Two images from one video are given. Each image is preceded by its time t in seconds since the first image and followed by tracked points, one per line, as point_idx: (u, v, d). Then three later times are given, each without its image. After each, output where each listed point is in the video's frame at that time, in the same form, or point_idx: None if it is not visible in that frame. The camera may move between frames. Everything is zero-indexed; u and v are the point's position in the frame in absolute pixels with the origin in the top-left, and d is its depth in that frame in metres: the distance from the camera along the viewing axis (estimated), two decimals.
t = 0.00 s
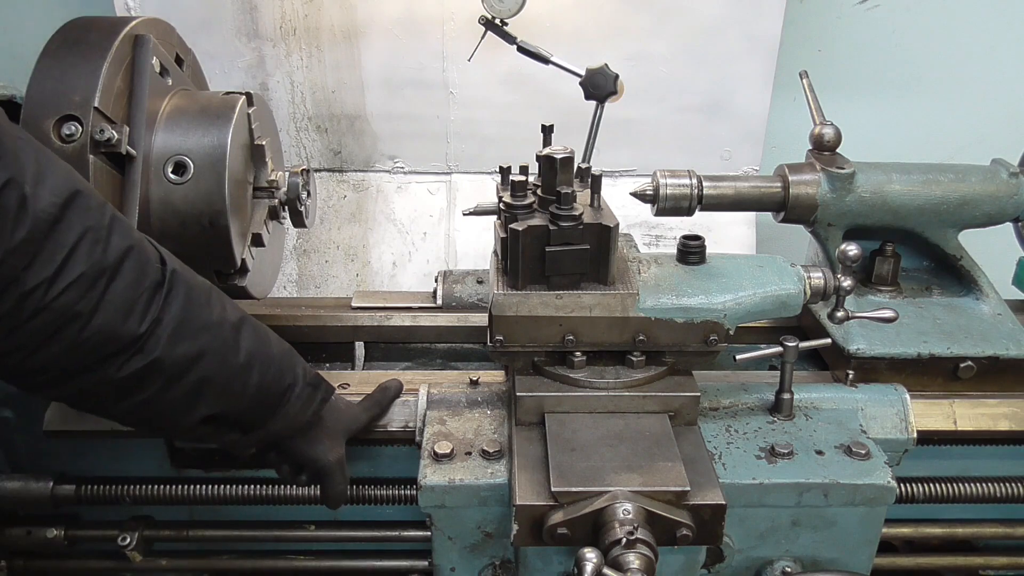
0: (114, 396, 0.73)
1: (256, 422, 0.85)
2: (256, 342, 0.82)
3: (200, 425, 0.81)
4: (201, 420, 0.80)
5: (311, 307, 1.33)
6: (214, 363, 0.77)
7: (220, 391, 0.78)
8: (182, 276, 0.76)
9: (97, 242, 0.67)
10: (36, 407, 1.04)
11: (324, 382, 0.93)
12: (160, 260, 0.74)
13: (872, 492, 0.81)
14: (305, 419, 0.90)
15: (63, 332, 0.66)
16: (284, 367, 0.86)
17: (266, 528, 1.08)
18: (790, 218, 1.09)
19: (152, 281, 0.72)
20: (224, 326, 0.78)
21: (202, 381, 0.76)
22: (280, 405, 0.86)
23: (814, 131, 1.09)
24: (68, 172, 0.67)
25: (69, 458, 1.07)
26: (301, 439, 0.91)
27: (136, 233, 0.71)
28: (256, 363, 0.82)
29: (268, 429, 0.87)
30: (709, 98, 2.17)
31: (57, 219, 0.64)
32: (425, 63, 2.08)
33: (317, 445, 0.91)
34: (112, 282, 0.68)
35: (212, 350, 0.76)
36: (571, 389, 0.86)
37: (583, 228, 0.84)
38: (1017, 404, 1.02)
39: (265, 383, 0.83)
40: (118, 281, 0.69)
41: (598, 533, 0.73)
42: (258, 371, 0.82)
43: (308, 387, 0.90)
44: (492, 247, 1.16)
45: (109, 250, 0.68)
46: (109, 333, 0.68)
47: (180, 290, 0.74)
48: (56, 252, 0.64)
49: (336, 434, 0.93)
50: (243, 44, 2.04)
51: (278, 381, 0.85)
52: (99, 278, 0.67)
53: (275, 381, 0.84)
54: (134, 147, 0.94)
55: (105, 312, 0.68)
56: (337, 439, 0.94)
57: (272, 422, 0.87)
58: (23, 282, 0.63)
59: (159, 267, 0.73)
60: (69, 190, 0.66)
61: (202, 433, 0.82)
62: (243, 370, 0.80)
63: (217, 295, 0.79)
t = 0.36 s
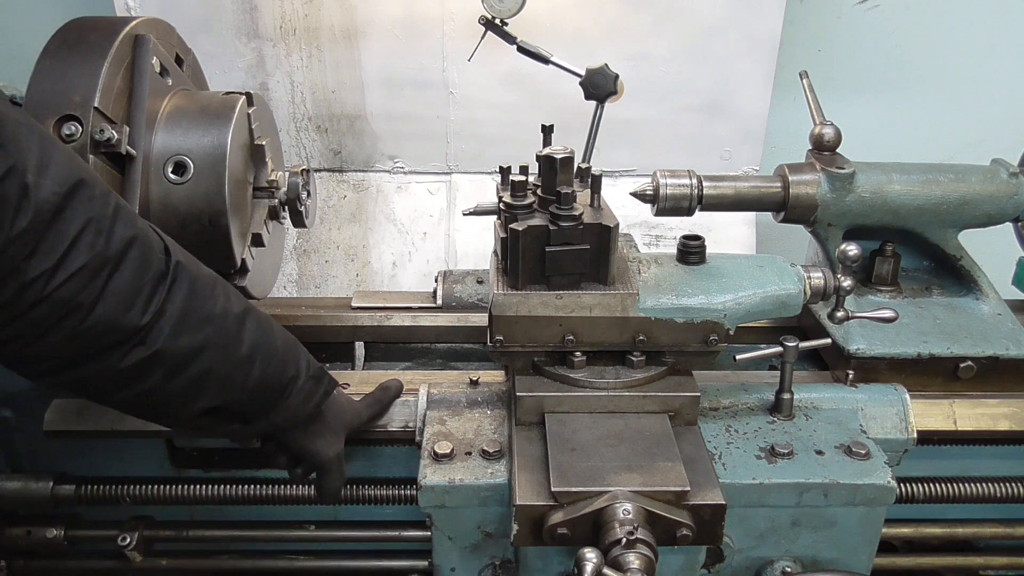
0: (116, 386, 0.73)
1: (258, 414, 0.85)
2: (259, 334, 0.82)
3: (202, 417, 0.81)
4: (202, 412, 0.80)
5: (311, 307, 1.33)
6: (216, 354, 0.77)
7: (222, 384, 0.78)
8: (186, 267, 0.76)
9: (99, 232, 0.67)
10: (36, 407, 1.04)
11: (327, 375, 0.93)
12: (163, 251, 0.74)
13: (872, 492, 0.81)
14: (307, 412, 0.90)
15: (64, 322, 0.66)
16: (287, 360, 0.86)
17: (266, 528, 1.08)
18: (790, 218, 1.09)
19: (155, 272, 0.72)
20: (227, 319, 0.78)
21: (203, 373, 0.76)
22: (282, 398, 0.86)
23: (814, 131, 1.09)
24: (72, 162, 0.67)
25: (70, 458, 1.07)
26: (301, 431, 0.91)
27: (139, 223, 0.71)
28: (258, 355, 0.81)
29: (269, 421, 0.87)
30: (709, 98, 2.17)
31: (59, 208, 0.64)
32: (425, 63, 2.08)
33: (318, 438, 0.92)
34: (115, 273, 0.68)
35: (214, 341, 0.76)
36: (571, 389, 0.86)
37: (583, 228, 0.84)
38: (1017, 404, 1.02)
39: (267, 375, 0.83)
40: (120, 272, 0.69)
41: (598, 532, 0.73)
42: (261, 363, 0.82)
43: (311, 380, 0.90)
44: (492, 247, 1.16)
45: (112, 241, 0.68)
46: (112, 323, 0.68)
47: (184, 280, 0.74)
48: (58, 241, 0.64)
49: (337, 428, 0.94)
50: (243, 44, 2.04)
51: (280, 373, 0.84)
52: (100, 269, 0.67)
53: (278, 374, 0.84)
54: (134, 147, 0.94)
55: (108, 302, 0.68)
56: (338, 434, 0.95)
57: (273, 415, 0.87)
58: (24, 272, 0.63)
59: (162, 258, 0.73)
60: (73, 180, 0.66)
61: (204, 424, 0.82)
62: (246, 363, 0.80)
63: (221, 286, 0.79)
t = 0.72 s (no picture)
0: (94, 394, 0.66)
1: (245, 421, 0.79)
2: (248, 342, 0.75)
3: (187, 422, 0.74)
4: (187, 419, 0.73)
5: (311, 307, 1.33)
6: (202, 362, 0.70)
7: (210, 392, 0.72)
8: (167, 273, 0.68)
9: (84, 236, 0.61)
10: (36, 407, 1.05)
11: (318, 379, 0.87)
12: (145, 256, 0.66)
13: (872, 492, 0.81)
14: (298, 414, 0.85)
15: (41, 328, 0.60)
16: (274, 366, 0.79)
17: (267, 528, 1.08)
18: (789, 218, 1.09)
19: (137, 280, 0.65)
20: (217, 325, 0.71)
21: (189, 382, 0.70)
22: (270, 404, 0.80)
23: (814, 131, 1.09)
24: (58, 164, 0.61)
25: (70, 459, 1.07)
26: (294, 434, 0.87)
27: (122, 227, 0.65)
28: (247, 364, 0.75)
29: (256, 429, 0.81)
30: (709, 98, 2.17)
31: (42, 211, 0.59)
32: (425, 63, 2.08)
33: (321, 436, 0.89)
34: (95, 281, 0.62)
35: (200, 350, 0.70)
36: (571, 388, 0.86)
37: (583, 228, 0.84)
38: (1017, 404, 1.02)
39: (256, 384, 0.77)
40: (102, 280, 0.62)
41: (598, 532, 0.73)
42: (247, 371, 0.75)
43: (300, 387, 0.84)
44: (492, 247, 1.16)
45: (98, 245, 0.62)
46: (94, 331, 0.62)
47: (168, 288, 0.67)
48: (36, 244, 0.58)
49: (337, 422, 0.92)
50: (243, 44, 2.04)
51: (268, 381, 0.78)
52: (84, 274, 0.61)
53: (266, 380, 0.78)
54: (134, 147, 0.94)
55: (86, 310, 0.61)
56: (338, 427, 0.92)
57: (262, 421, 0.81)
58: None
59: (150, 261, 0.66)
60: (59, 185, 0.60)
61: (189, 429, 0.75)
62: (237, 371, 0.74)
63: (205, 293, 0.72)
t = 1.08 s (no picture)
0: None
1: (116, 488, 0.78)
2: (117, 406, 0.76)
3: (55, 488, 0.75)
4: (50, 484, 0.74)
5: (311, 307, 1.33)
6: (61, 424, 0.71)
7: (67, 455, 0.72)
8: (31, 334, 0.70)
9: None
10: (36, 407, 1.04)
11: (202, 445, 0.87)
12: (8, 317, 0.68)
13: (872, 492, 0.81)
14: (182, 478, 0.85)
15: None
16: (150, 435, 0.79)
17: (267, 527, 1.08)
18: (790, 218, 1.09)
19: None
20: (77, 387, 0.72)
21: (44, 445, 0.71)
22: (142, 475, 0.80)
23: (814, 131, 1.09)
24: None
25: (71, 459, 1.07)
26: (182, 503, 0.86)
27: None
28: (114, 431, 0.76)
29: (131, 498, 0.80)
30: (709, 98, 2.17)
31: None
32: (425, 63, 2.08)
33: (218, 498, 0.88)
34: None
35: (60, 414, 0.71)
36: (571, 389, 0.86)
37: (583, 228, 0.84)
38: (1017, 404, 1.02)
39: (125, 451, 0.77)
40: None
41: (598, 532, 0.73)
42: (113, 438, 0.75)
43: (180, 453, 0.85)
44: (492, 247, 1.16)
45: None
46: None
47: (29, 353, 0.69)
48: None
49: (234, 484, 0.89)
50: (243, 44, 2.04)
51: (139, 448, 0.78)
52: None
53: (136, 449, 0.78)
54: (134, 147, 0.94)
55: None
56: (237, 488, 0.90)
57: (133, 492, 0.80)
58: None
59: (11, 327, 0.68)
60: None
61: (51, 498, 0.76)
62: (96, 438, 0.74)
63: (70, 357, 0.73)
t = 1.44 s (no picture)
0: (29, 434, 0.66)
1: (195, 455, 0.75)
2: (188, 375, 0.72)
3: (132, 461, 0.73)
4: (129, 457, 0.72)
5: (311, 307, 1.33)
6: (129, 398, 0.67)
7: (142, 429, 0.69)
8: (91, 305, 0.67)
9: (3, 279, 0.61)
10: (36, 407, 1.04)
11: (276, 409, 0.83)
12: (68, 292, 0.65)
13: (872, 492, 0.81)
14: (262, 443, 0.81)
15: None
16: (223, 402, 0.75)
17: (266, 528, 1.08)
18: (790, 218, 1.09)
19: (59, 320, 0.64)
20: (143, 359, 0.68)
21: (114, 421, 0.68)
22: (221, 440, 0.76)
23: (814, 131, 1.09)
24: None
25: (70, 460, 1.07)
26: (261, 468, 0.83)
27: (47, 266, 0.64)
28: (186, 401, 0.71)
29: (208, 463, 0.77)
30: (709, 98, 2.17)
31: None
32: (425, 63, 2.08)
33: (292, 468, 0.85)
34: (16, 321, 0.61)
35: (128, 387, 0.67)
36: (570, 389, 0.86)
37: (583, 228, 0.84)
38: (1017, 404, 1.02)
39: (199, 421, 0.73)
40: (24, 316, 0.61)
41: (598, 532, 0.73)
42: (185, 408, 0.71)
43: (255, 419, 0.80)
44: (492, 247, 1.16)
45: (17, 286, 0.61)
46: (14, 371, 0.61)
47: (90, 327, 0.65)
48: None
49: (308, 454, 0.87)
50: (243, 44, 2.04)
51: (214, 417, 0.74)
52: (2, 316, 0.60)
53: (210, 417, 0.74)
54: (134, 147, 0.94)
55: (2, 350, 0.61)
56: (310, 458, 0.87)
57: (212, 458, 0.78)
58: None
59: (71, 303, 0.65)
60: None
61: (133, 470, 0.74)
62: (167, 410, 0.70)
63: (134, 328, 0.69)
